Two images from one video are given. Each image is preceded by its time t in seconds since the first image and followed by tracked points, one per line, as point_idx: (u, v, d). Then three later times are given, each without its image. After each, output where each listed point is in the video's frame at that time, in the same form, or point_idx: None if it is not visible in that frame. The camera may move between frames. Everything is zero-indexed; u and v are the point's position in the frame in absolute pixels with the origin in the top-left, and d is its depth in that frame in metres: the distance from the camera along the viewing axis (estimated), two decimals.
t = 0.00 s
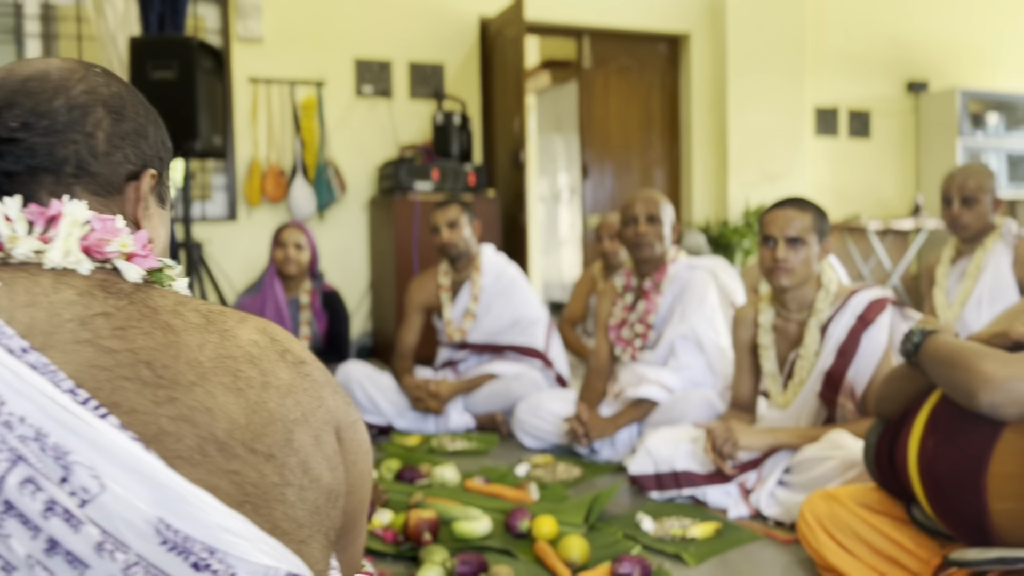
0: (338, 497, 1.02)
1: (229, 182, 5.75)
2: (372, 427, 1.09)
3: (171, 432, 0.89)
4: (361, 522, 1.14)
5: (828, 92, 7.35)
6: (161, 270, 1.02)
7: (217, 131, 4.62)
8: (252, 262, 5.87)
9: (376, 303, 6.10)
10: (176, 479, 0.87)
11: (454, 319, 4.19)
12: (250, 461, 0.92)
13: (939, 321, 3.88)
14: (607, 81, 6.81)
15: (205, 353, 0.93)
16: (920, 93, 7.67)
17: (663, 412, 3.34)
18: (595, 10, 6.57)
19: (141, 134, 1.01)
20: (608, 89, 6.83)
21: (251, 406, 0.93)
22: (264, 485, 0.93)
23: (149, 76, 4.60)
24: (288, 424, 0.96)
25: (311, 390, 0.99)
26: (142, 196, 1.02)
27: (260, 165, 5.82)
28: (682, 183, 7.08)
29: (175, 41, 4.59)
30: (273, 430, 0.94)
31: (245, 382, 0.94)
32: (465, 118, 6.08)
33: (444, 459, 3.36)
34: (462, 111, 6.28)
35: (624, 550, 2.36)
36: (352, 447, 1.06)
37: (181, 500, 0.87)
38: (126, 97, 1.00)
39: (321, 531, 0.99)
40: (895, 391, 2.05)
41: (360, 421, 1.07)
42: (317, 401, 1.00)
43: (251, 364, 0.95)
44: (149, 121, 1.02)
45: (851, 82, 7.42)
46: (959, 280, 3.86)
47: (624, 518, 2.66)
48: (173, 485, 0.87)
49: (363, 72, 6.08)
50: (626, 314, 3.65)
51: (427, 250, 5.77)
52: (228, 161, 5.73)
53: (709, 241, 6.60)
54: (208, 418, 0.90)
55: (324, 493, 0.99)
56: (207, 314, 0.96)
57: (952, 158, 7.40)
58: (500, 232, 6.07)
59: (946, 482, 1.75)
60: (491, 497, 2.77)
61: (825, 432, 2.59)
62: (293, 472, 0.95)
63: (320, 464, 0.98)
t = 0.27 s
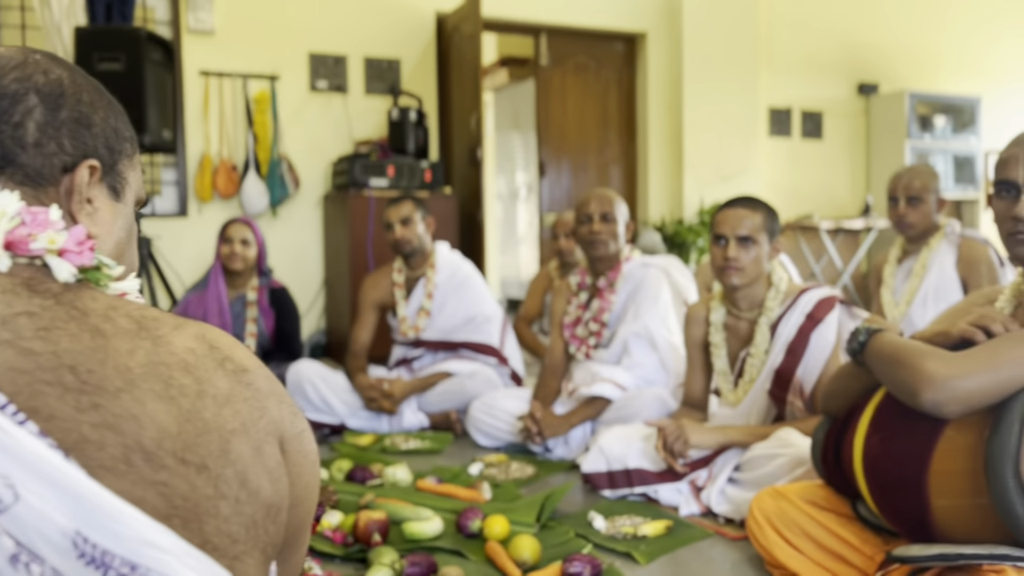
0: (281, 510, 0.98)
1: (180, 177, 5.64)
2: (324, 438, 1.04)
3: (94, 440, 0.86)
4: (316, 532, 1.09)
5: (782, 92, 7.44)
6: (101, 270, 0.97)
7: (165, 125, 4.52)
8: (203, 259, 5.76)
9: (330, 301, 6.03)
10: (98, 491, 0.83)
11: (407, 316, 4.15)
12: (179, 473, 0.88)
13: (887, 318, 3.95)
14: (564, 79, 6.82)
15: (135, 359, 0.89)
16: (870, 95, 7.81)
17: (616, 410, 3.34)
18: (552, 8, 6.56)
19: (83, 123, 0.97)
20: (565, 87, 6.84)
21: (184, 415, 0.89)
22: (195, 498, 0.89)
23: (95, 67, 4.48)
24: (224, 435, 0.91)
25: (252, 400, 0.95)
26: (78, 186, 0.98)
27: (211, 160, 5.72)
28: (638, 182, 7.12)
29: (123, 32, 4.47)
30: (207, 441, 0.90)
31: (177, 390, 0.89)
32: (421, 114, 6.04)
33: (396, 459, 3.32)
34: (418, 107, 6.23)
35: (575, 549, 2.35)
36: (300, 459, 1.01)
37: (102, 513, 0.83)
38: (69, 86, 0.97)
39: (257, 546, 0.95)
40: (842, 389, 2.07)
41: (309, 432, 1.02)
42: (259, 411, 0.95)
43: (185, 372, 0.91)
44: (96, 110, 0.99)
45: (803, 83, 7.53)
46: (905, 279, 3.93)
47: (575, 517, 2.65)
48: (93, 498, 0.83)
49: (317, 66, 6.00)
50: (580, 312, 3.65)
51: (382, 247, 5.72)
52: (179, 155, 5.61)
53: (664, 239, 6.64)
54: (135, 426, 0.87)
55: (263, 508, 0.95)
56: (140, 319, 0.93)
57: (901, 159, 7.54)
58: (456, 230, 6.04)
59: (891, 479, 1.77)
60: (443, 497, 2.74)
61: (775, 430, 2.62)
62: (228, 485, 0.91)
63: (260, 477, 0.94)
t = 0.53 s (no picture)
0: (214, 527, 0.95)
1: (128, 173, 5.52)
2: (263, 451, 1.01)
3: (12, 454, 0.81)
4: (259, 546, 1.06)
5: (736, 94, 7.52)
6: (31, 272, 0.91)
7: (111, 120, 4.41)
8: (151, 256, 5.65)
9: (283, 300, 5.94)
10: (14, 507, 0.79)
11: (361, 315, 4.07)
12: (104, 488, 0.84)
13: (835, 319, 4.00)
14: (520, 79, 6.81)
15: (59, 367, 0.84)
16: (822, 97, 7.93)
17: (568, 410, 3.33)
18: (509, 6, 6.54)
19: (23, 120, 0.91)
20: (522, 86, 6.83)
21: (110, 428, 0.85)
22: (121, 516, 0.86)
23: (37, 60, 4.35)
24: (153, 450, 0.88)
25: (183, 412, 0.91)
26: (13, 185, 0.91)
27: (161, 157, 5.60)
28: (594, 182, 7.14)
29: (67, 23, 4.35)
30: (135, 455, 0.86)
31: (104, 400, 0.85)
32: (376, 112, 5.98)
33: (347, 461, 3.28)
34: (374, 105, 6.18)
35: (525, 550, 2.34)
36: (237, 474, 0.98)
37: (20, 532, 0.79)
38: (9, 81, 0.91)
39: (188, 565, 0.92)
40: (789, 389, 2.08)
41: (247, 445, 0.99)
42: (192, 424, 0.92)
43: (112, 381, 0.87)
44: (37, 108, 0.93)
45: (757, 85, 7.61)
46: (854, 280, 3.99)
47: (526, 518, 2.64)
48: (10, 516, 0.78)
49: (270, 62, 5.91)
50: (534, 312, 3.65)
51: (335, 246, 5.66)
52: (126, 151, 5.49)
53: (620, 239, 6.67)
54: (56, 439, 0.82)
55: (195, 525, 0.92)
56: (65, 324, 0.87)
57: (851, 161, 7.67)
58: (411, 229, 6.00)
59: (835, 480, 1.79)
60: (393, 499, 2.71)
61: (724, 430, 2.64)
62: (157, 502, 0.88)
63: (191, 494, 0.91)
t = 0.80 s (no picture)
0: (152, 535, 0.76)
1: (77, 171, 5.40)
2: (221, 445, 0.80)
3: None
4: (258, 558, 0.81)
5: (693, 96, 7.59)
6: None
7: (57, 115, 4.30)
8: (101, 255, 5.52)
9: (237, 300, 5.85)
10: None
11: (316, 316, 4.01)
12: None
13: (788, 319, 4.05)
14: (479, 78, 6.79)
15: None
16: (778, 100, 8.04)
17: (523, 410, 3.32)
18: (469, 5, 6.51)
19: None
20: (481, 85, 6.81)
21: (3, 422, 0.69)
22: (31, 527, 0.70)
23: None
24: (59, 449, 0.71)
25: (98, 404, 0.73)
26: None
27: (110, 153, 5.49)
28: (552, 182, 7.16)
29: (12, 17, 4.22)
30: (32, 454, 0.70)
31: None
32: (332, 110, 5.92)
33: (299, 464, 3.24)
34: (330, 103, 6.12)
35: (477, 552, 2.33)
36: (187, 473, 0.77)
37: None
38: None
39: None
40: (737, 390, 2.11)
41: (193, 439, 0.78)
42: (108, 418, 0.74)
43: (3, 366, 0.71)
44: None
45: (714, 87, 7.69)
46: (806, 281, 4.04)
47: (479, 519, 2.63)
48: None
49: (224, 59, 5.81)
50: (490, 312, 3.64)
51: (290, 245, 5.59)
52: (74, 147, 5.37)
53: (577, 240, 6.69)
54: None
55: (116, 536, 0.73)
56: None
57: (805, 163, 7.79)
58: (368, 228, 5.95)
59: (782, 480, 1.81)
60: (344, 502, 2.68)
61: (676, 429, 2.65)
62: (71, 511, 0.71)
63: (110, 500, 0.73)
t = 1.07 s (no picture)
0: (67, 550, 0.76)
1: (27, 168, 5.28)
2: (145, 458, 0.80)
3: None
4: None
5: (653, 98, 7.64)
6: None
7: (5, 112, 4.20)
8: (51, 255, 5.41)
9: (194, 300, 5.77)
10: None
11: (272, 317, 3.97)
12: None
13: (744, 320, 4.10)
14: (440, 78, 6.76)
15: None
16: (736, 103, 8.14)
17: (481, 412, 3.32)
18: (430, 5, 6.49)
19: None
20: (442, 85, 6.79)
21: None
22: None
23: None
24: None
25: (15, 411, 0.75)
26: None
27: (62, 151, 5.37)
28: (514, 182, 7.16)
29: None
30: None
31: None
32: (291, 109, 5.85)
33: (253, 467, 3.20)
34: (289, 101, 6.06)
35: (432, 555, 2.31)
36: (97, 488, 0.76)
37: None
38: None
39: None
40: (690, 392, 2.12)
41: (115, 449, 0.78)
42: (25, 426, 0.75)
43: None
44: None
45: (674, 90, 7.75)
46: (761, 283, 4.08)
47: (435, 522, 2.62)
48: None
49: (180, 56, 5.72)
50: (448, 313, 3.62)
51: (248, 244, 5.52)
52: (24, 145, 5.25)
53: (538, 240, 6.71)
54: None
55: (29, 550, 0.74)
56: None
57: (764, 165, 7.89)
58: (327, 228, 5.90)
59: (733, 481, 1.82)
60: (298, 506, 2.65)
61: (631, 430, 2.67)
62: None
63: (22, 511, 0.74)
